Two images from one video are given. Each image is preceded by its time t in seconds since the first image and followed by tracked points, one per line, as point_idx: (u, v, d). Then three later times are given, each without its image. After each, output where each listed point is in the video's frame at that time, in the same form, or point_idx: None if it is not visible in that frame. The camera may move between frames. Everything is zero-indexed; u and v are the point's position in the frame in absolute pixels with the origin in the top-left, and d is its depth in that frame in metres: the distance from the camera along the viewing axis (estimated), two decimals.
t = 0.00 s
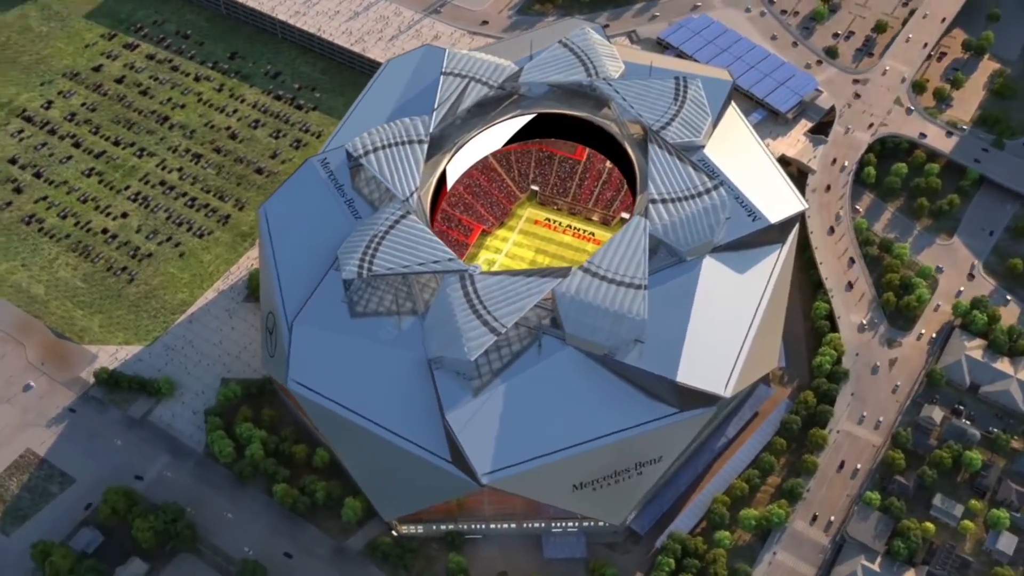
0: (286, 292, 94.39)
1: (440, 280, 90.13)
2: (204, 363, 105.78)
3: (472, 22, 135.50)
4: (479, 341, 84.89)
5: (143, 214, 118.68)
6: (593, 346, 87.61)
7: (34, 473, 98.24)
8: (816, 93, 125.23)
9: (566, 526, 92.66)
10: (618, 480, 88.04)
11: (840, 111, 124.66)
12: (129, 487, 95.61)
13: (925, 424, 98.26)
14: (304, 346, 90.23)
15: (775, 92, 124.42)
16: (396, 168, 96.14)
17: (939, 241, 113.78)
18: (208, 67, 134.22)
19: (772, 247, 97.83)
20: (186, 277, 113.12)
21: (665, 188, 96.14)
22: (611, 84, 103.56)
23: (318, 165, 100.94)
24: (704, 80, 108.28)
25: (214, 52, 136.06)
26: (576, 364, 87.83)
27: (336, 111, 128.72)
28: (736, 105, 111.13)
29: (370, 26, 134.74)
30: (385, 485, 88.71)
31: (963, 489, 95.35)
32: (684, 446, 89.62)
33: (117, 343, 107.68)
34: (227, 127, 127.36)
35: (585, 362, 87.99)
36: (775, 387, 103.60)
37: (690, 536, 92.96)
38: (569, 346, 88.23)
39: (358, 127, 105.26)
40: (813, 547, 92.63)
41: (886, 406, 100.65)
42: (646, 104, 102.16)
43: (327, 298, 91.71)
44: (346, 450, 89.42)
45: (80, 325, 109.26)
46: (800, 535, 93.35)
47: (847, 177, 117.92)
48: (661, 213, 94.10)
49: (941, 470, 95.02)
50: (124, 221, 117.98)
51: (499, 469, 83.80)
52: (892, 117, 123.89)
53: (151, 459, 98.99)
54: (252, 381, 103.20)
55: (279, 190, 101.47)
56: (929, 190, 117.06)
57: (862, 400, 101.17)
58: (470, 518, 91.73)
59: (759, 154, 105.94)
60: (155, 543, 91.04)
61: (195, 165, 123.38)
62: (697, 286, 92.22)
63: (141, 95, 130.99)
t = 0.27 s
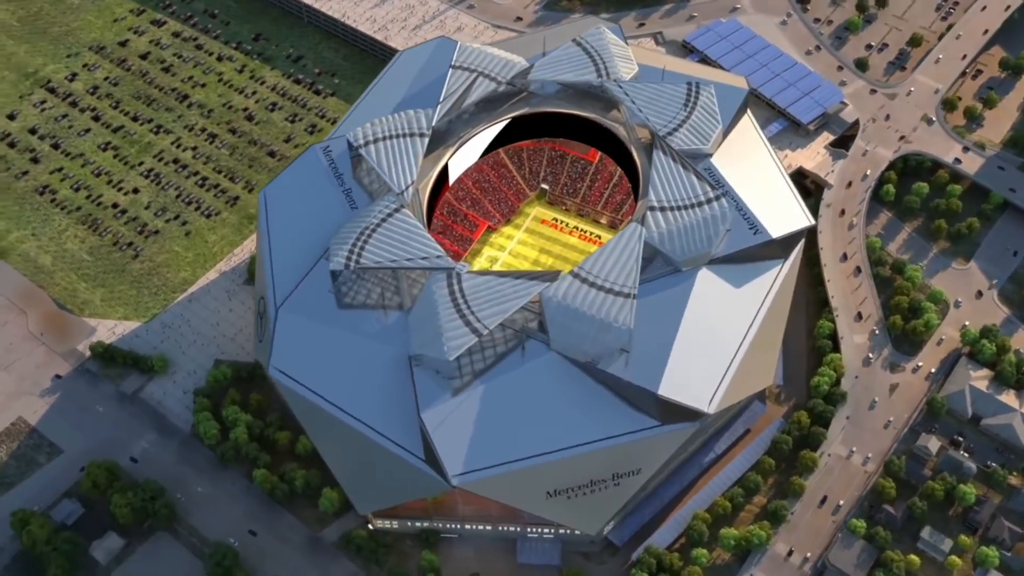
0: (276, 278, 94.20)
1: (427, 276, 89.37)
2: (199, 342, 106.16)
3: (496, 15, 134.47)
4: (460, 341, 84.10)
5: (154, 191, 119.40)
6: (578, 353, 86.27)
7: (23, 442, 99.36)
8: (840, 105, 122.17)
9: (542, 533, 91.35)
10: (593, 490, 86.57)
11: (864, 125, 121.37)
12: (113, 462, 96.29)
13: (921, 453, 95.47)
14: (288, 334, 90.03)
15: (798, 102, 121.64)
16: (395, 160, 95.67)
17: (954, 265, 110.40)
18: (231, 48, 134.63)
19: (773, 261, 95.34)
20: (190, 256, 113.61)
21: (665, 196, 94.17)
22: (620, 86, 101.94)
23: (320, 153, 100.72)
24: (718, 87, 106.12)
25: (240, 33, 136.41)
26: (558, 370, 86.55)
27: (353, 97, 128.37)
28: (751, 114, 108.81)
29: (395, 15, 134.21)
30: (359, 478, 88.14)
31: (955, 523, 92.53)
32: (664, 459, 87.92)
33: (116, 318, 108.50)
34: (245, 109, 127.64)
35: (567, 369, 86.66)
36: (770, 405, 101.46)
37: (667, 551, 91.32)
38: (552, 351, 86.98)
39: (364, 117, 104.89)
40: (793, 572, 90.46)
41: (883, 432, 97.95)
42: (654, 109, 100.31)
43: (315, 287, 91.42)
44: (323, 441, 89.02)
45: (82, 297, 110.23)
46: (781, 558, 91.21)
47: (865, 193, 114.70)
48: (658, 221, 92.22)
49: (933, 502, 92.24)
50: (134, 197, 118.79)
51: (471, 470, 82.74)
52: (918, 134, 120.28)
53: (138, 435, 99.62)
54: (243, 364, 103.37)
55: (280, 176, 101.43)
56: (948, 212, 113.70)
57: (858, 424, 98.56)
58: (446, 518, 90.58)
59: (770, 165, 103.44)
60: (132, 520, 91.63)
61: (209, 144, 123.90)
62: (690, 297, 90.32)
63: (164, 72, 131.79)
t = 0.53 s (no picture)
0: (268, 263, 94.27)
1: (415, 271, 88.78)
2: (196, 321, 106.80)
3: (523, 11, 133.45)
4: (439, 339, 83.21)
5: (168, 167, 120.35)
6: (559, 358, 85.07)
7: (17, 407, 100.82)
8: (865, 121, 119.10)
9: (516, 537, 90.40)
10: (567, 498, 85.42)
11: (888, 143, 118.24)
12: (100, 434, 97.30)
13: (912, 485, 92.90)
14: (274, 320, 90.04)
15: (821, 115, 118.89)
16: (394, 152, 95.39)
17: (968, 293, 107.08)
18: (258, 29, 135.14)
19: (771, 277, 93.13)
20: (196, 234, 114.34)
21: (664, 204, 92.43)
22: (630, 89, 100.46)
23: (323, 140, 100.65)
24: (733, 96, 104.12)
25: (268, 14, 136.85)
26: (539, 374, 85.60)
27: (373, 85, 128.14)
28: (766, 125, 106.61)
29: (421, 5, 133.72)
30: (333, 469, 87.90)
31: (940, 559, 89.93)
32: (642, 472, 86.42)
33: (119, 291, 109.61)
34: (265, 91, 128.07)
35: (548, 374, 85.64)
36: (762, 424, 99.49)
37: (641, 565, 89.99)
38: (535, 355, 85.89)
39: (372, 106, 104.60)
40: None
41: (875, 460, 95.46)
42: (662, 115, 98.69)
43: (304, 275, 91.37)
44: (300, 429, 88.89)
45: (88, 269, 111.50)
46: None
47: (882, 213, 111.73)
48: (654, 230, 90.50)
49: (919, 535, 89.72)
50: (148, 173, 119.85)
51: (441, 469, 82.02)
52: (943, 155, 116.87)
53: (128, 409, 100.55)
54: (237, 345, 103.79)
55: (283, 161, 101.57)
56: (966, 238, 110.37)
57: (850, 449, 96.16)
58: (421, 514, 89.74)
59: (779, 178, 101.08)
60: (112, 492, 92.55)
61: (227, 125, 124.55)
62: (680, 309, 88.59)
63: (190, 50, 132.75)
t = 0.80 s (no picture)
0: (262, 246, 94.57)
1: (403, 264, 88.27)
2: (197, 299, 107.61)
3: (551, 9, 132.24)
4: (419, 334, 82.87)
5: (185, 145, 121.42)
6: (538, 361, 84.12)
7: (15, 372, 102.53)
8: (888, 140, 116.13)
9: (490, 537, 89.80)
10: (538, 503, 84.43)
11: (910, 163, 115.16)
12: (91, 404, 98.56)
13: (898, 516, 90.52)
14: (261, 303, 90.22)
15: (843, 131, 116.19)
16: (395, 144, 95.09)
17: (978, 322, 103.87)
18: (287, 13, 135.70)
19: (767, 294, 91.13)
20: (206, 213, 115.21)
21: (661, 213, 90.89)
22: (639, 94, 99.02)
23: (329, 127, 100.65)
24: (747, 107, 102.00)
25: None
26: (519, 376, 84.76)
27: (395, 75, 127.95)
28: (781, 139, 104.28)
29: None
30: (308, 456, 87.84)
31: None
32: (618, 482, 84.86)
33: (125, 265, 110.90)
34: (288, 74, 128.56)
35: (528, 377, 84.79)
36: (751, 442, 97.69)
37: None
38: (516, 356, 85.03)
39: (381, 96, 104.38)
40: None
41: (863, 488, 93.12)
42: (670, 122, 97.10)
43: (295, 261, 91.49)
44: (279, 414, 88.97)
45: (97, 241, 112.99)
46: None
47: (896, 235, 108.88)
48: (648, 238, 89.06)
49: (900, 568, 87.38)
50: (165, 149, 121.03)
51: (410, 464, 81.52)
52: (966, 179, 113.52)
53: (122, 381, 101.70)
54: (234, 326, 104.38)
55: (289, 145, 101.82)
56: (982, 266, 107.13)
57: (838, 474, 93.93)
58: (396, 508, 89.71)
59: (788, 193, 98.50)
60: (96, 463, 93.72)
61: (247, 106, 125.27)
62: (668, 321, 87.08)
63: (218, 30, 133.75)
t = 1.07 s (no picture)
0: (261, 230, 95.23)
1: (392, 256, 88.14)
2: (200, 277, 108.59)
3: (580, 8, 131.12)
4: (400, 327, 82.73)
5: (204, 124, 122.65)
6: (519, 362, 83.51)
7: (18, 337, 104.46)
8: (910, 161, 113.39)
9: (464, 535, 89.38)
10: (510, 504, 83.75)
11: (930, 186, 112.33)
12: (87, 374, 100.05)
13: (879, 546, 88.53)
14: (252, 286, 90.82)
15: (864, 149, 113.70)
16: (397, 135, 95.09)
17: (985, 353, 100.99)
18: None
19: (760, 310, 89.58)
20: (218, 193, 116.24)
21: (657, 221, 89.72)
22: (647, 101, 97.90)
23: (336, 115, 101.03)
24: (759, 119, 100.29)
25: None
26: (498, 376, 84.20)
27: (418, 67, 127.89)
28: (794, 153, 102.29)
29: None
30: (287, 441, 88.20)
31: None
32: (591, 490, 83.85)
33: (134, 239, 112.36)
34: (312, 60, 129.23)
35: (508, 377, 84.20)
36: (739, 459, 96.12)
37: None
38: (497, 356, 84.54)
39: (392, 87, 104.45)
40: None
41: (847, 514, 91.17)
42: (676, 130, 95.85)
43: (290, 246, 91.92)
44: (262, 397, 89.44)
45: (110, 214, 114.63)
46: None
47: (908, 258, 106.27)
48: (641, 245, 87.95)
49: None
50: (185, 127, 122.37)
51: (382, 456, 81.39)
52: (987, 206, 110.45)
53: (120, 354, 103.04)
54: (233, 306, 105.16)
55: (296, 132, 102.39)
56: (995, 296, 104.14)
57: (823, 498, 92.09)
58: (372, 498, 89.60)
59: (794, 208, 96.58)
60: (85, 432, 95.15)
61: (269, 89, 126.14)
62: (655, 330, 85.99)
63: (248, 12, 134.90)
